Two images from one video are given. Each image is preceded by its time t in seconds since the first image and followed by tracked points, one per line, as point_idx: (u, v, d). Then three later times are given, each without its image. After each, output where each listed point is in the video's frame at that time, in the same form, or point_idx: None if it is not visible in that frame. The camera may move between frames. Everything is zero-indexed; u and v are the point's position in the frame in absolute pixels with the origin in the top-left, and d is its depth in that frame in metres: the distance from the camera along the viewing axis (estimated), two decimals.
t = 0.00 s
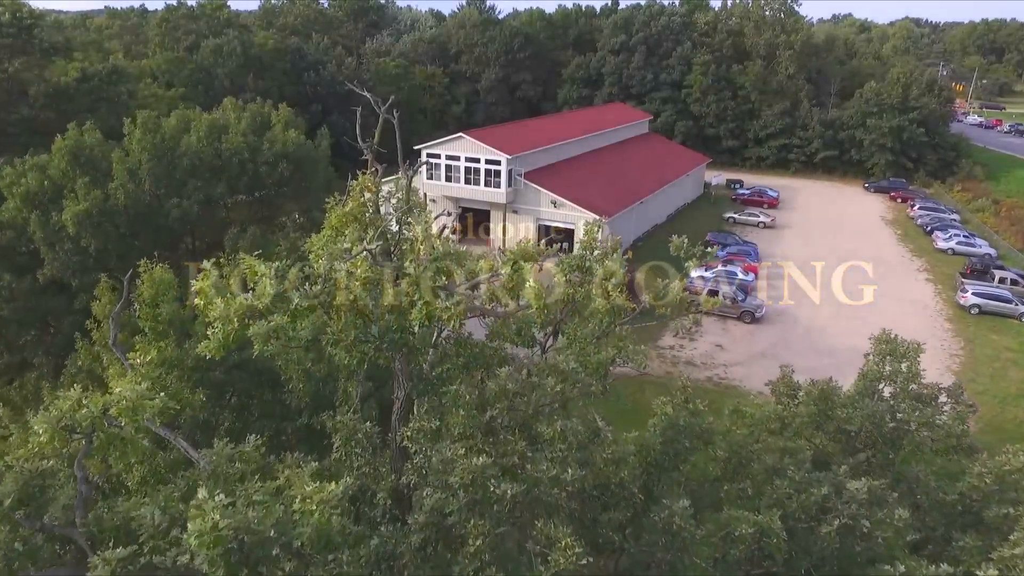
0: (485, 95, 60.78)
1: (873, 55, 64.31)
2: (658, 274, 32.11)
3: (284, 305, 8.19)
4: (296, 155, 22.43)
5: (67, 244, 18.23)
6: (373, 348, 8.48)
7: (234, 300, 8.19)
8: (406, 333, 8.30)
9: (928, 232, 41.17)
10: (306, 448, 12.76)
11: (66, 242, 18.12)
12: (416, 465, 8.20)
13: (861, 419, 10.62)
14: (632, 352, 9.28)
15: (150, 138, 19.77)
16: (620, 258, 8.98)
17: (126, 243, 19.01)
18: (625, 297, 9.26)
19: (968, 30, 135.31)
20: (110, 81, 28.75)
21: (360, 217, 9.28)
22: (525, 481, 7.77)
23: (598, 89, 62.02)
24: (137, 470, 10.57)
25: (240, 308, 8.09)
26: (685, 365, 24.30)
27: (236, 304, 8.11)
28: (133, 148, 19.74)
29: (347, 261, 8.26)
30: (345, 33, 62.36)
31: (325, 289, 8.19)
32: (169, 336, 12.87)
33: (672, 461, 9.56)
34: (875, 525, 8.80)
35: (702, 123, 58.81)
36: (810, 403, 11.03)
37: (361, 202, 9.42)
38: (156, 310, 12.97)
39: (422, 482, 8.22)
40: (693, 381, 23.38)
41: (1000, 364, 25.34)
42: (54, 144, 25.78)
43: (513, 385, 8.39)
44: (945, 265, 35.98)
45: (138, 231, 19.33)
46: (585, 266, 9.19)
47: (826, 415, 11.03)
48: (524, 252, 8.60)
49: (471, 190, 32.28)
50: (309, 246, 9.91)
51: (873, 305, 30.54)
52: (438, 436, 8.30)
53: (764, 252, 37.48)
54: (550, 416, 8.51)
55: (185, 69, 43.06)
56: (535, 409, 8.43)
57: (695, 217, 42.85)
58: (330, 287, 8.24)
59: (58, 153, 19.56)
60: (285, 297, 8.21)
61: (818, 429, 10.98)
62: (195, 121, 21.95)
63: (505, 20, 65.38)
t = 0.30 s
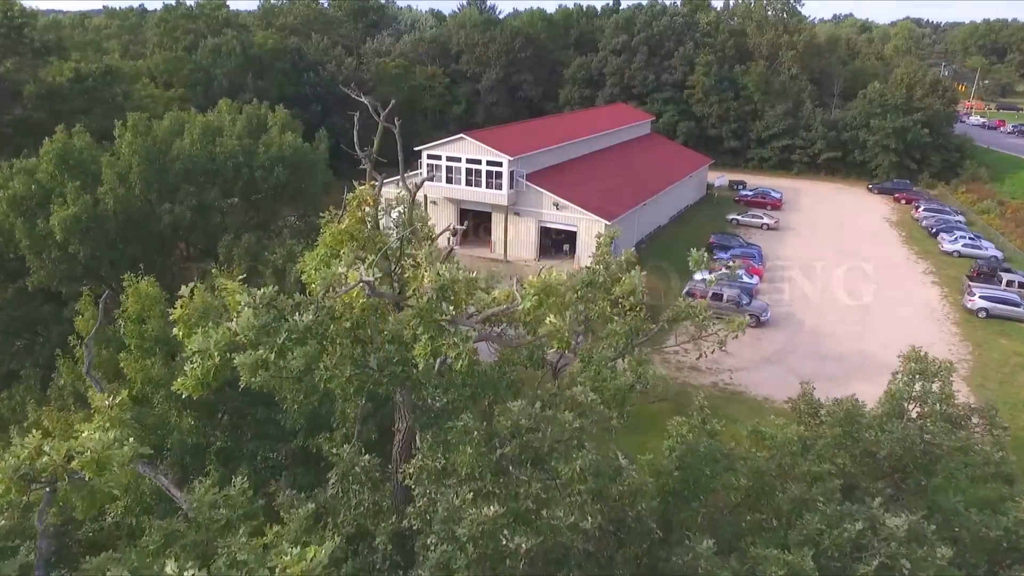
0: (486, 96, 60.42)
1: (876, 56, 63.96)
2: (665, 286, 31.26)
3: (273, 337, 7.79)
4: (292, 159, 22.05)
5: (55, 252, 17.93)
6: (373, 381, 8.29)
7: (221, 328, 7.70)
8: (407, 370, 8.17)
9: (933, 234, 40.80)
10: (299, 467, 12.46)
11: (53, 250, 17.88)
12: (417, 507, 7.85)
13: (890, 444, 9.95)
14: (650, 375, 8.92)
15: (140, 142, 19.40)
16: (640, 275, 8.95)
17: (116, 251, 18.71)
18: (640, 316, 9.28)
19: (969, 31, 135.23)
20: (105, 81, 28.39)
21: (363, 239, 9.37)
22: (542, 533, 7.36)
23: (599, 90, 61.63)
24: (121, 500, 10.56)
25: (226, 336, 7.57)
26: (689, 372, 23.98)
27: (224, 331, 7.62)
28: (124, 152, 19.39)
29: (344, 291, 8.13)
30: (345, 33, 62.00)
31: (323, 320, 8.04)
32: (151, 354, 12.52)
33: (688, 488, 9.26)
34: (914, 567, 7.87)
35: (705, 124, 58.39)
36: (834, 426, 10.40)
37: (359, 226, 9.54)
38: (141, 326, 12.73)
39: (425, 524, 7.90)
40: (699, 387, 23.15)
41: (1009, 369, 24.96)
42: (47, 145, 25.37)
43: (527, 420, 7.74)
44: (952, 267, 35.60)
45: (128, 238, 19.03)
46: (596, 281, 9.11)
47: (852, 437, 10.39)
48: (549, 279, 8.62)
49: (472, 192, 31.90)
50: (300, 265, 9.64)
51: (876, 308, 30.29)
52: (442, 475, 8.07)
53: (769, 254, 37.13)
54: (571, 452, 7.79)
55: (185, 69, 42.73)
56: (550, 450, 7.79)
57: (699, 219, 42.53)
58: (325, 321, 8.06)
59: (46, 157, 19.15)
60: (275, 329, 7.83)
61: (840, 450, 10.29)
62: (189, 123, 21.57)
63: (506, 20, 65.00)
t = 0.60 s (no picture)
0: (485, 97, 60.08)
1: (877, 56, 63.68)
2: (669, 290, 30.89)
3: (253, 386, 7.22)
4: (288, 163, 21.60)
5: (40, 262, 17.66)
6: (370, 426, 7.92)
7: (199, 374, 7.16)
8: (411, 417, 7.70)
9: (937, 236, 40.42)
10: (293, 498, 11.66)
11: (37, 260, 17.58)
12: (420, 567, 6.79)
13: (924, 475, 9.23)
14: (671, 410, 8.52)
15: (129, 146, 18.91)
16: (662, 301, 8.84)
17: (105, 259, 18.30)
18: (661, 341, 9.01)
19: (969, 32, 135.30)
20: (98, 83, 27.94)
21: (362, 261, 8.96)
22: None
23: (599, 91, 61.24)
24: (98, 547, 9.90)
25: (201, 384, 7.05)
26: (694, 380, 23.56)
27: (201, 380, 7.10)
28: (111, 156, 18.91)
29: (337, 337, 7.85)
30: (343, 34, 61.59)
31: (310, 364, 7.64)
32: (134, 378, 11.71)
33: (709, 521, 8.90)
34: None
35: (705, 125, 57.98)
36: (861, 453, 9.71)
37: (354, 252, 9.13)
38: (123, 348, 11.90)
39: None
40: (701, 394, 22.79)
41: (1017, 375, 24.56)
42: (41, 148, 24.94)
43: (544, 470, 7.07)
44: (957, 270, 35.20)
45: (116, 246, 18.63)
46: (613, 302, 9.49)
47: (882, 465, 9.75)
48: (584, 336, 7.19)
49: (472, 194, 31.48)
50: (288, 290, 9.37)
51: (881, 311, 29.90)
52: (448, 532, 7.16)
53: (772, 256, 36.75)
54: (591, 506, 7.13)
55: (182, 70, 42.33)
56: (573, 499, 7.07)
57: (701, 221, 42.17)
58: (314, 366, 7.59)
59: (31, 162, 18.73)
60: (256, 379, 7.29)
61: (864, 478, 9.56)
62: (182, 128, 21.14)
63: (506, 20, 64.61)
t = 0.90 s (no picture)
0: (485, 97, 59.77)
1: (878, 56, 63.43)
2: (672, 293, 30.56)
3: (232, 447, 6.40)
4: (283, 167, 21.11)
5: (26, 273, 17.35)
6: (370, 476, 7.77)
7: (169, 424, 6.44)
8: (412, 469, 7.49)
9: (941, 238, 40.06)
10: (286, 526, 10.73)
11: (23, 270, 17.29)
12: None
13: (959, 506, 8.71)
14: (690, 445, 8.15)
15: (117, 150, 18.39)
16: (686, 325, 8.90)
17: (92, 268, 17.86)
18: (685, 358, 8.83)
19: (969, 32, 135.29)
20: (91, 83, 27.54)
21: (360, 286, 8.72)
22: None
23: (600, 91, 60.90)
24: None
25: (169, 441, 6.35)
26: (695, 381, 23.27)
27: (173, 436, 6.35)
28: (99, 161, 18.40)
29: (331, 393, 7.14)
30: (342, 33, 61.22)
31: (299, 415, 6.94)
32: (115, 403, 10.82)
33: (730, 560, 8.04)
34: None
35: (706, 125, 57.63)
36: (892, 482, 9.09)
37: (347, 279, 8.66)
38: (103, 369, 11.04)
39: None
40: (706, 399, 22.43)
41: None
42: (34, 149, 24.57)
43: (562, 525, 6.49)
44: (961, 273, 34.83)
45: (104, 254, 18.16)
46: (630, 323, 9.30)
47: (913, 493, 9.16)
48: (622, 399, 6.03)
49: (472, 196, 31.14)
50: (277, 323, 9.32)
51: (886, 315, 29.51)
52: None
53: (774, 258, 36.39)
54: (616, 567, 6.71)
55: (179, 70, 41.99)
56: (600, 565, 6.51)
57: (703, 223, 41.86)
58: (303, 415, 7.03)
59: (14, 166, 18.29)
60: (235, 434, 6.49)
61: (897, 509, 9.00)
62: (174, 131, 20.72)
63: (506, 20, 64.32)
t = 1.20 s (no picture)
0: (485, 97, 59.47)
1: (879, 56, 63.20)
2: (675, 294, 30.16)
3: (200, 526, 6.20)
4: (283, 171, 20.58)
5: (10, 285, 16.28)
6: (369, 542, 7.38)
7: (131, 493, 6.37)
8: (411, 540, 6.98)
9: (945, 239, 39.68)
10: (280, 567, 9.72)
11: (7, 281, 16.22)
12: None
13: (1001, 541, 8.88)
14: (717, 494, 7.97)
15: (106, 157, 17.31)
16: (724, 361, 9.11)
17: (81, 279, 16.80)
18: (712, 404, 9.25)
19: (968, 32, 135.35)
20: (85, 84, 27.06)
21: (353, 321, 8.67)
22: None
23: (601, 92, 60.54)
24: None
25: (132, 518, 6.20)
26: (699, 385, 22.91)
27: (131, 509, 6.28)
28: (87, 167, 17.32)
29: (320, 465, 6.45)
30: (342, 34, 60.87)
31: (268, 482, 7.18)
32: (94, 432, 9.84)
33: None
34: None
35: (708, 126, 57.22)
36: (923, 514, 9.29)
37: (338, 311, 8.59)
38: (81, 395, 10.07)
39: None
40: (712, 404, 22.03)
41: None
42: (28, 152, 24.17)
43: None
44: (967, 275, 34.46)
45: (91, 265, 17.07)
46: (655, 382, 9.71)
47: (945, 524, 9.53)
48: (677, 497, 5.29)
49: (472, 198, 30.73)
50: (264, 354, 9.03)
51: (891, 318, 29.14)
52: None
53: (777, 261, 36.03)
54: None
55: (177, 71, 41.59)
56: None
57: (705, 224, 41.49)
58: (284, 484, 7.38)
59: None
60: (203, 508, 6.34)
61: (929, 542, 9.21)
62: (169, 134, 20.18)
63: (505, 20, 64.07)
